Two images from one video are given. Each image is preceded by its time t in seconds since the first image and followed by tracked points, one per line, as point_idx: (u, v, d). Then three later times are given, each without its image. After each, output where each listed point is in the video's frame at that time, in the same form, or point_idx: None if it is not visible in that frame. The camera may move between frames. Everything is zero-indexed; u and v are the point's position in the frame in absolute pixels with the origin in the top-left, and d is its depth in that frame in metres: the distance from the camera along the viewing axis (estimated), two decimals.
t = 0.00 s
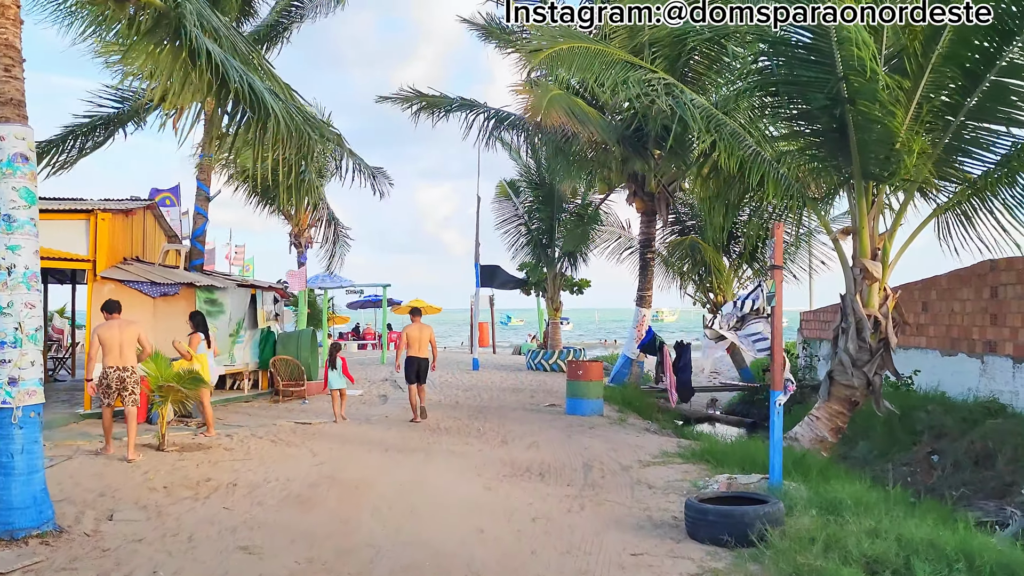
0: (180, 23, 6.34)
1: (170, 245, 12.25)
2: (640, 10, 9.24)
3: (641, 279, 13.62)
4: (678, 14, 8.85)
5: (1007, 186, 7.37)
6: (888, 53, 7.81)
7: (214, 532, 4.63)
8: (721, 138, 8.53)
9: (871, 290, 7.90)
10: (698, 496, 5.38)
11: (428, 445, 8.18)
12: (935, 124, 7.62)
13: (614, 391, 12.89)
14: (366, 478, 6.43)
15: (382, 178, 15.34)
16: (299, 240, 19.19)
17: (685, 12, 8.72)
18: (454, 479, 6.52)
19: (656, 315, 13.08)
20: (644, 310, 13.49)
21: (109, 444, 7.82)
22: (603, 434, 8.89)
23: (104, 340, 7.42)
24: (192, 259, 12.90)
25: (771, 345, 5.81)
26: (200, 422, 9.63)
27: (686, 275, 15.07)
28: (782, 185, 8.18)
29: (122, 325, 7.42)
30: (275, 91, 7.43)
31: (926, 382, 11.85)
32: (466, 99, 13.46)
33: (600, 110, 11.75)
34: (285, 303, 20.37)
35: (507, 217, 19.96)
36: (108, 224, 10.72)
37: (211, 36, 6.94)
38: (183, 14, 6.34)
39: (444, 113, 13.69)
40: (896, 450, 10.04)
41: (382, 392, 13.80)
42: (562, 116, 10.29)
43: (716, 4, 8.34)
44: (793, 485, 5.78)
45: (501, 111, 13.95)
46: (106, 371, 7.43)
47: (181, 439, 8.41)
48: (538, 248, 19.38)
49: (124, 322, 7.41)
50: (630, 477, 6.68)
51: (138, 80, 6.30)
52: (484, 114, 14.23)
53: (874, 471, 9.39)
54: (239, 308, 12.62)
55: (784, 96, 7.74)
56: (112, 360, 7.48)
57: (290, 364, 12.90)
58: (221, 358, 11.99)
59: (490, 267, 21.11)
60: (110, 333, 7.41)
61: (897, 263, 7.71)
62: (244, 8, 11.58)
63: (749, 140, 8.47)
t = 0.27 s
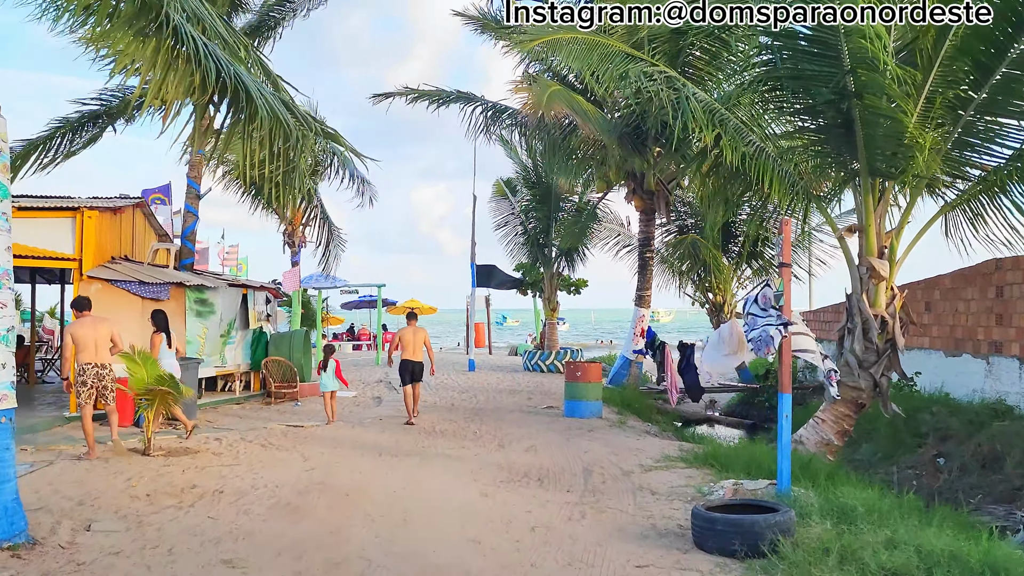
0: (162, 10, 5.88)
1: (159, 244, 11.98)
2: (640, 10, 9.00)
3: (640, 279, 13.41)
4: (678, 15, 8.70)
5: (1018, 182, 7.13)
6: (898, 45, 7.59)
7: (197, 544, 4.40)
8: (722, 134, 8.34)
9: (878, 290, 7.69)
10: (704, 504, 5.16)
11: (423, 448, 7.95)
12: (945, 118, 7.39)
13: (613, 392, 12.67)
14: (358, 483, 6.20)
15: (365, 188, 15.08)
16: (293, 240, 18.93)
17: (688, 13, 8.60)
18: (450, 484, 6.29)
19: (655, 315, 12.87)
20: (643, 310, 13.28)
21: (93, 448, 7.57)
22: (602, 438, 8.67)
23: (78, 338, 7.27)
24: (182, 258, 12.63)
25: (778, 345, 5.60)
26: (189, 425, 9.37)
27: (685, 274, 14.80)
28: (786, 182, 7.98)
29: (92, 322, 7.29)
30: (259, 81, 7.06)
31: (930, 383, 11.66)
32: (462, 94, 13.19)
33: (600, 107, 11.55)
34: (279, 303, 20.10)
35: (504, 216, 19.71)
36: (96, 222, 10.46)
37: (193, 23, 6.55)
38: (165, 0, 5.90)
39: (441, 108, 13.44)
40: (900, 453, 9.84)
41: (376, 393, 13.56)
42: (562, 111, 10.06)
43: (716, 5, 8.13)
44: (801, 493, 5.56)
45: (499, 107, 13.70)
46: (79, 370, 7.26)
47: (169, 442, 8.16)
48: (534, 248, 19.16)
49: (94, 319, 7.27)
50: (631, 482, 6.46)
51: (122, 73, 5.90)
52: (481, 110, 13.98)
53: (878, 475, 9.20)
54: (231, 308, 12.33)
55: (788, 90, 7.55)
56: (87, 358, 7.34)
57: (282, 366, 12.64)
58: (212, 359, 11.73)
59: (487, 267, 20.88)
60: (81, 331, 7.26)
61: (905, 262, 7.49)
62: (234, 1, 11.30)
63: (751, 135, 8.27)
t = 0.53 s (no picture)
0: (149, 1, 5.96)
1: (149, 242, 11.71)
2: (639, 9, 8.84)
3: (640, 278, 13.20)
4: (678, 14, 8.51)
5: None
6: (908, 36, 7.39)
7: (178, 556, 4.15)
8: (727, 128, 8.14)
9: (887, 288, 7.49)
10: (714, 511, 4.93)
11: (419, 452, 7.71)
12: (957, 111, 7.18)
13: (612, 394, 12.45)
14: (350, 489, 5.95)
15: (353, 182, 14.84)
16: (287, 239, 18.67)
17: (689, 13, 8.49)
18: (447, 490, 6.05)
19: (655, 315, 12.67)
20: (643, 310, 13.07)
21: (77, 452, 7.30)
22: (603, 441, 8.43)
23: (54, 337, 7.03)
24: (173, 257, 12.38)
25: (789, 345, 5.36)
26: (177, 428, 9.11)
27: (684, 274, 14.54)
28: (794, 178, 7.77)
29: (68, 323, 7.12)
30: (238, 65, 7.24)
31: (935, 384, 11.47)
32: (457, 91, 12.96)
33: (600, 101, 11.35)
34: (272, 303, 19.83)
35: (500, 215, 19.48)
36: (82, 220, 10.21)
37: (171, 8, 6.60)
38: None
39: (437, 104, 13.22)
40: (906, 455, 9.64)
41: (371, 395, 13.30)
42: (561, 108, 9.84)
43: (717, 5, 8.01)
44: (813, 499, 5.34)
45: (496, 103, 13.47)
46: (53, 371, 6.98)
47: (156, 445, 7.90)
48: (532, 246, 18.94)
49: (70, 318, 7.11)
50: (635, 487, 6.23)
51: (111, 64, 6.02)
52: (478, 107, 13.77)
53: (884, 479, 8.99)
54: (223, 308, 12.08)
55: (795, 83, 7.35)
56: (62, 359, 7.05)
57: (275, 367, 12.39)
58: (202, 360, 11.47)
59: (483, 266, 20.67)
60: (59, 332, 7.07)
61: (916, 259, 7.29)
62: None
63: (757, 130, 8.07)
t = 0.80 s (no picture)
0: None
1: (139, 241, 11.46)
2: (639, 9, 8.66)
3: (639, 278, 13.01)
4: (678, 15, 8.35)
5: None
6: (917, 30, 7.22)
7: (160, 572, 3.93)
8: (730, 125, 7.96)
9: (896, 288, 7.29)
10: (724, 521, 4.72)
11: (415, 457, 7.48)
12: (968, 106, 7.00)
13: (611, 395, 12.25)
14: (344, 497, 5.72)
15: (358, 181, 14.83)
16: (281, 238, 18.43)
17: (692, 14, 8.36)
18: (444, 498, 5.83)
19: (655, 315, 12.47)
20: (643, 310, 12.87)
21: (61, 458, 7.06)
22: (604, 445, 8.21)
23: (28, 336, 6.86)
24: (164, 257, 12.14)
25: (801, 347, 5.15)
26: (167, 432, 8.86)
27: (684, 275, 14.31)
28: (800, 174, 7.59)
29: (42, 323, 6.98)
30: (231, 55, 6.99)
31: (940, 386, 11.28)
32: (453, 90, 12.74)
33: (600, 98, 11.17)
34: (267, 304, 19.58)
35: (497, 214, 19.27)
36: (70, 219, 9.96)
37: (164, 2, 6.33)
38: None
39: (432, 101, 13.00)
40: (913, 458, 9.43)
41: (367, 397, 13.08)
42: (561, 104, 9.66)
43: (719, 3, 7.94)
44: (826, 508, 5.13)
45: (493, 101, 13.25)
46: (28, 373, 6.81)
47: (144, 450, 7.66)
48: (529, 246, 18.74)
49: (43, 318, 6.99)
50: (639, 494, 6.01)
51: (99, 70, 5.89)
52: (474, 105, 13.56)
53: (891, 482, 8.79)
54: (215, 308, 11.85)
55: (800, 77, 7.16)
56: (35, 362, 6.86)
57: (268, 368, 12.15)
58: (193, 361, 11.22)
59: (480, 266, 20.46)
60: (36, 332, 6.92)
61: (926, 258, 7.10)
62: None
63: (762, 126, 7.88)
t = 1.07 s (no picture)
0: None
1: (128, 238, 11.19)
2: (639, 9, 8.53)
3: (639, 276, 12.78)
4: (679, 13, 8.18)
5: None
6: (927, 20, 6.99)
7: None
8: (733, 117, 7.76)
9: (905, 284, 7.07)
10: (732, 528, 4.48)
11: (408, 459, 7.24)
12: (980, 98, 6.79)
13: (610, 396, 12.01)
14: (332, 502, 5.48)
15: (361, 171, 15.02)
16: (275, 237, 18.16)
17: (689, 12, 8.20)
18: (437, 502, 5.58)
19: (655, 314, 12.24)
20: (643, 309, 12.63)
21: (40, 461, 6.79)
22: (604, 446, 7.97)
23: None
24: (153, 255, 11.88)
25: (811, 344, 4.93)
26: (153, 434, 8.60)
27: (683, 273, 14.07)
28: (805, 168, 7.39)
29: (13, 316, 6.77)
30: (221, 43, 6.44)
31: (945, 386, 11.07)
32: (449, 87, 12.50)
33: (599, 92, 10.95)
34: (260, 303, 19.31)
35: (494, 212, 19.03)
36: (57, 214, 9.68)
37: None
38: None
39: (428, 97, 12.74)
40: (919, 459, 9.22)
41: (360, 397, 12.83)
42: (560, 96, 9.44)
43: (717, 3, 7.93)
44: (837, 513, 4.91)
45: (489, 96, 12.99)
46: None
47: (128, 452, 7.40)
48: (526, 245, 18.50)
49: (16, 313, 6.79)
50: (641, 498, 5.77)
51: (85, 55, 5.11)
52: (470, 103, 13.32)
53: (897, 485, 8.57)
54: (205, 307, 11.59)
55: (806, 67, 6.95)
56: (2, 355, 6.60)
57: (259, 368, 11.89)
58: (182, 361, 10.96)
59: (477, 265, 20.22)
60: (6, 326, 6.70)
61: (936, 255, 6.88)
62: None
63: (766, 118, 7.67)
